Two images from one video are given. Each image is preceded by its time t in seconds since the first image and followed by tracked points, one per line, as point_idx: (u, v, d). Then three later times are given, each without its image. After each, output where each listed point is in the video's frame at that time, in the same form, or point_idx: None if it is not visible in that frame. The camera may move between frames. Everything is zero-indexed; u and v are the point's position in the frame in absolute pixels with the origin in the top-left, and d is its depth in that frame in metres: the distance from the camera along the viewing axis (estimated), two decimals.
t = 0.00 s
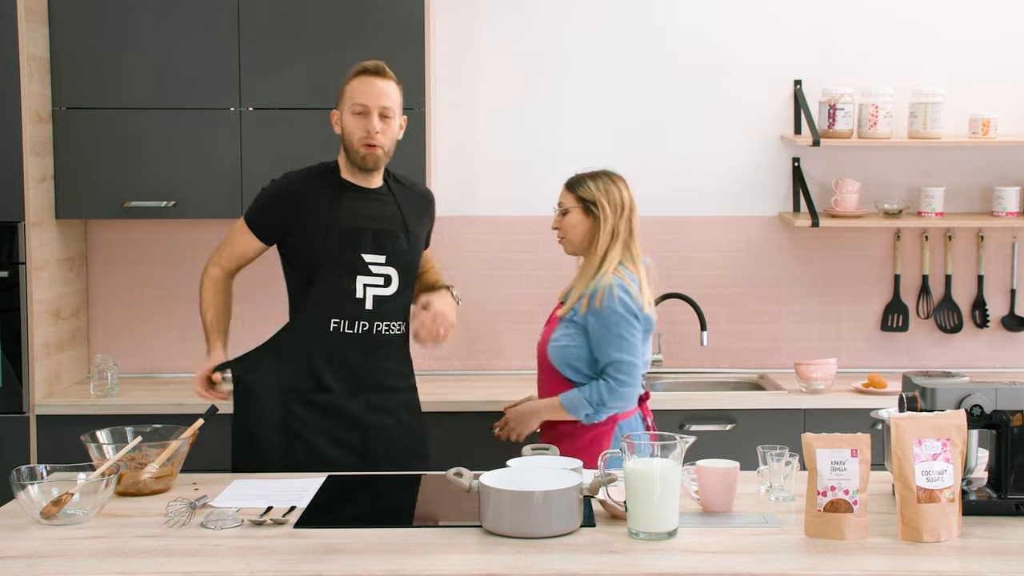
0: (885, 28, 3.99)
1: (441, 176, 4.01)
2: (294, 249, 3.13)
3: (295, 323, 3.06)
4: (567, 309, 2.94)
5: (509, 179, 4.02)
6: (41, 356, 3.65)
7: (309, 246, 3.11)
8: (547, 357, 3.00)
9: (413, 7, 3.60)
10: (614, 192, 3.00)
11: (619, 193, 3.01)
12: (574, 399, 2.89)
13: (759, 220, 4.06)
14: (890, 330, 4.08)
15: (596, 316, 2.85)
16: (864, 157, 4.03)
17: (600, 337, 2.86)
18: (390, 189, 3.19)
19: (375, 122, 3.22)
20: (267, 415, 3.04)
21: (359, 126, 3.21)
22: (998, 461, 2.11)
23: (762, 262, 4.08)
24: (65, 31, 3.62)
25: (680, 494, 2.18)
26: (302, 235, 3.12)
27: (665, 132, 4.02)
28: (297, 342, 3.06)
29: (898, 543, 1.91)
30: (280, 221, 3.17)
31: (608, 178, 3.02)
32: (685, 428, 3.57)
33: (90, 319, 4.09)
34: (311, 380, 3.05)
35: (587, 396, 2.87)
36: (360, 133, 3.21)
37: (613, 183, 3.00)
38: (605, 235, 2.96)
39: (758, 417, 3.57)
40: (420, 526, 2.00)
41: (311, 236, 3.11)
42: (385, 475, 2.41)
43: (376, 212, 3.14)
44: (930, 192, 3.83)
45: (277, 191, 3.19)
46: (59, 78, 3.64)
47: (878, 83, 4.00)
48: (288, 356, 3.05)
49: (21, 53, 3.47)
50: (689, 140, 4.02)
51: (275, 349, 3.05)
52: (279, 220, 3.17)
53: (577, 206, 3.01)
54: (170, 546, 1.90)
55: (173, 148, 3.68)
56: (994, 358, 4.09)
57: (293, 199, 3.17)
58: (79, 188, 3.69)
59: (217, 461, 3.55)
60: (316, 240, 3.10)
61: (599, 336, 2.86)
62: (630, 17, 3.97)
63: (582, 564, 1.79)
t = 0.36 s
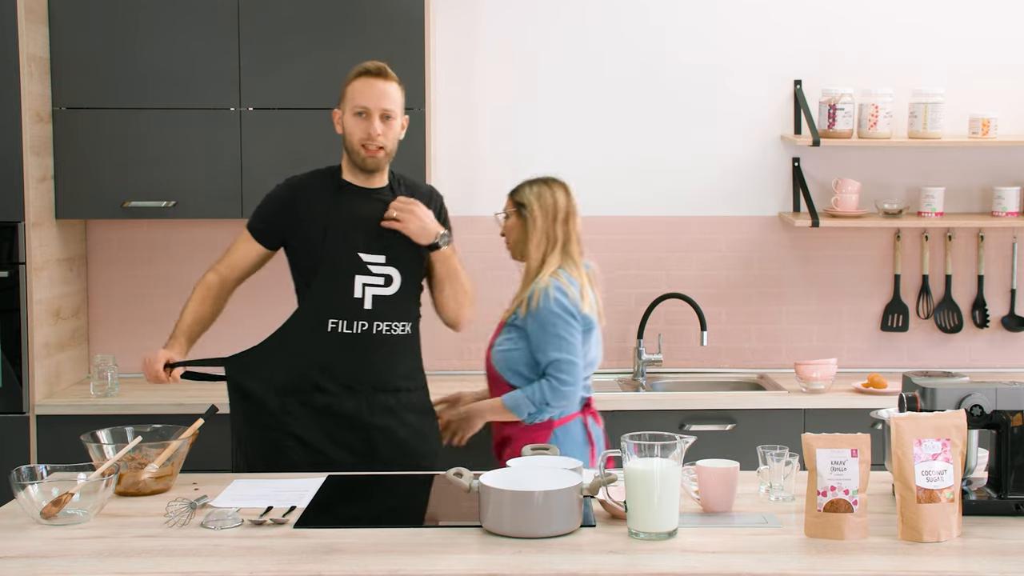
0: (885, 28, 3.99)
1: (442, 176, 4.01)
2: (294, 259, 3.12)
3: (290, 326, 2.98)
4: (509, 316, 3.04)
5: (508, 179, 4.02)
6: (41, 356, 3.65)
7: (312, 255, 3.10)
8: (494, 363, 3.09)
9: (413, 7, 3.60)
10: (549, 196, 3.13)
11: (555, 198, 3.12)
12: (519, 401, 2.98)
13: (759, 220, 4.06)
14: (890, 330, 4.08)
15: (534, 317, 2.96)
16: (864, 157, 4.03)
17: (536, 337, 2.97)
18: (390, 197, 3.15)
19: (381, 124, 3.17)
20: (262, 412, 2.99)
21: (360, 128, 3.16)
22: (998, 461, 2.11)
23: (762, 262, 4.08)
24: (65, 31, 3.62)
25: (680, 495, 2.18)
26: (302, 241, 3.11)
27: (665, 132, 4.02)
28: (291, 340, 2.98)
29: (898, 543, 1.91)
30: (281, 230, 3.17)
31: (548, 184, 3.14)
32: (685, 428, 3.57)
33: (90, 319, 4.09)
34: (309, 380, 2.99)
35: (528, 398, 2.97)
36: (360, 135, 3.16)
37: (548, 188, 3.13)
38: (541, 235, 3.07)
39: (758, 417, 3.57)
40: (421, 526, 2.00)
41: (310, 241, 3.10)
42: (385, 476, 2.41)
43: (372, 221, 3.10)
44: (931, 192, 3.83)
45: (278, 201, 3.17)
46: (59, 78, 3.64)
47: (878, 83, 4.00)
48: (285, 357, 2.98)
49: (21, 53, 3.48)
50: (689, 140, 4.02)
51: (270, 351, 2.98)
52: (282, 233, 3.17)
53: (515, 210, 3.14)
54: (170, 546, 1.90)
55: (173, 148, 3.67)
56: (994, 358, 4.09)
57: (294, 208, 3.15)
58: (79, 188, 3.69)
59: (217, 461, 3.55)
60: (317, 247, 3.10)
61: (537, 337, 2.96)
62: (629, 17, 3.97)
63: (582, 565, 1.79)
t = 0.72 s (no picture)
0: (885, 28, 3.99)
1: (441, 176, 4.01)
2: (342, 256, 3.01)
3: (339, 313, 2.93)
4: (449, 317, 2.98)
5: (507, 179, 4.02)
6: (41, 356, 3.65)
7: (360, 252, 2.99)
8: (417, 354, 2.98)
9: (413, 7, 3.60)
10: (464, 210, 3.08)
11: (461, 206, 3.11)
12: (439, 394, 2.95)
13: (758, 220, 4.06)
14: (890, 330, 4.08)
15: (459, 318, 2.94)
16: (864, 157, 4.03)
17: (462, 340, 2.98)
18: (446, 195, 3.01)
19: (434, 129, 3.02)
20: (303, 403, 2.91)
21: (412, 134, 3.01)
22: (998, 461, 2.11)
23: (762, 262, 4.08)
24: (65, 31, 3.62)
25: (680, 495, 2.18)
26: (348, 238, 3.01)
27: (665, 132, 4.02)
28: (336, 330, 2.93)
29: (898, 543, 1.91)
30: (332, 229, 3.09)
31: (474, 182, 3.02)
32: (685, 428, 3.57)
33: (90, 319, 4.09)
34: (352, 368, 2.91)
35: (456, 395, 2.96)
36: (412, 141, 3.01)
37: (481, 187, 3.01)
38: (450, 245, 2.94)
39: (759, 417, 3.57)
40: (420, 526, 2.00)
41: (357, 237, 3.00)
42: (385, 476, 2.41)
43: (428, 216, 2.98)
44: (930, 192, 3.83)
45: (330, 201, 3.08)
46: (59, 78, 3.65)
47: (878, 83, 4.00)
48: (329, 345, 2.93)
49: (20, 53, 3.48)
50: (689, 140, 4.02)
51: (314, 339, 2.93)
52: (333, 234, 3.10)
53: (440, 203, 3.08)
54: (170, 546, 1.90)
55: (172, 148, 3.68)
56: (994, 358, 4.09)
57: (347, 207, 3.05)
58: (79, 188, 3.69)
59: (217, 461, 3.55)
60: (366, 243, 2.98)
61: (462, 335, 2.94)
62: (627, 17, 3.97)
63: (582, 565, 1.79)
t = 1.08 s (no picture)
0: (885, 28, 3.99)
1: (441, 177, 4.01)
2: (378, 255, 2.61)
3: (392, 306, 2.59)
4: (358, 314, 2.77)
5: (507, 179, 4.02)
6: (41, 356, 3.66)
7: (408, 244, 2.60)
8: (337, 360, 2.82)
9: (412, 7, 3.60)
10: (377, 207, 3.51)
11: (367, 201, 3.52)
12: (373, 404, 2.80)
13: (758, 220, 4.06)
14: (890, 330, 4.08)
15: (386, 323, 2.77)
16: (864, 157, 4.03)
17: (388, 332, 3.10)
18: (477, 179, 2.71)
19: (460, 148, 2.47)
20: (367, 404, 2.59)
21: (436, 150, 2.49)
22: (998, 461, 2.11)
23: (762, 261, 4.08)
24: (65, 31, 3.62)
25: (680, 495, 2.18)
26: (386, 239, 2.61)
27: (664, 131, 4.02)
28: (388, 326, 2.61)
29: (898, 543, 1.91)
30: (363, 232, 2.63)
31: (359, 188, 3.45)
32: (685, 428, 3.57)
33: (90, 319, 4.09)
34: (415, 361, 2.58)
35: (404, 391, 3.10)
36: (436, 158, 2.49)
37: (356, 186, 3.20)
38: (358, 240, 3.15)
39: (758, 417, 3.57)
40: (420, 526, 2.00)
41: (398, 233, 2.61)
42: (385, 475, 2.41)
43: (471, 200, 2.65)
44: (930, 192, 3.84)
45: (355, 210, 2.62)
46: (59, 78, 3.65)
47: (878, 84, 4.00)
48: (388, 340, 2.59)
49: (20, 53, 3.48)
50: (689, 140, 4.02)
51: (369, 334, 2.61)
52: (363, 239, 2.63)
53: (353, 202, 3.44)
54: (170, 545, 1.90)
55: (172, 147, 3.67)
56: (994, 358, 4.09)
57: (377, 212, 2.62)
58: (79, 188, 3.69)
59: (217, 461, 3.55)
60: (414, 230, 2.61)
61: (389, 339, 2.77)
62: (626, 17, 3.97)
63: (582, 565, 1.79)
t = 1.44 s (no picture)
0: (885, 28, 3.99)
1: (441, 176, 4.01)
2: (372, 271, 2.65)
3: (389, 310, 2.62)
4: (259, 315, 2.97)
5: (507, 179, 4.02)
6: (41, 356, 3.66)
7: (392, 248, 2.64)
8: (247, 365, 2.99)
9: (412, 6, 3.60)
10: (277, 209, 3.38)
11: (269, 209, 3.38)
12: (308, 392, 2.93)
13: (758, 220, 4.06)
14: (890, 330, 4.08)
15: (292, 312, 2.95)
16: (864, 157, 4.03)
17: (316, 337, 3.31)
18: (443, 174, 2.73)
19: (452, 155, 2.51)
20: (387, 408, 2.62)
21: (426, 160, 2.52)
22: (998, 461, 2.11)
23: (762, 262, 4.08)
24: (65, 31, 3.63)
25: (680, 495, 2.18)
26: (375, 252, 2.64)
27: (664, 131, 4.02)
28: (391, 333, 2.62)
29: (898, 543, 1.91)
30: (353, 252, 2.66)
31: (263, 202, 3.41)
32: (685, 428, 3.57)
33: (90, 319, 4.09)
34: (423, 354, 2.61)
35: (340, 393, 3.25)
36: (426, 166, 2.53)
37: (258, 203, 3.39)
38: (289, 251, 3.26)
39: (759, 417, 3.57)
40: (420, 526, 2.00)
41: (384, 243, 2.64)
42: (385, 475, 2.41)
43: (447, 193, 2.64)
44: (930, 192, 3.83)
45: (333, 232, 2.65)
46: (59, 78, 3.65)
47: (878, 84, 4.00)
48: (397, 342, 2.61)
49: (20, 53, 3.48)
50: (689, 140, 4.02)
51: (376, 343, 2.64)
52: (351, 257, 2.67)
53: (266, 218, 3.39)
54: (170, 545, 1.90)
55: (172, 147, 3.67)
56: (994, 358, 4.09)
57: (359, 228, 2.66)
58: (79, 188, 3.69)
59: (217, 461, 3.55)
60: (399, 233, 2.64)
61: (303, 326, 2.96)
62: (626, 17, 3.97)
63: (582, 565, 1.79)
